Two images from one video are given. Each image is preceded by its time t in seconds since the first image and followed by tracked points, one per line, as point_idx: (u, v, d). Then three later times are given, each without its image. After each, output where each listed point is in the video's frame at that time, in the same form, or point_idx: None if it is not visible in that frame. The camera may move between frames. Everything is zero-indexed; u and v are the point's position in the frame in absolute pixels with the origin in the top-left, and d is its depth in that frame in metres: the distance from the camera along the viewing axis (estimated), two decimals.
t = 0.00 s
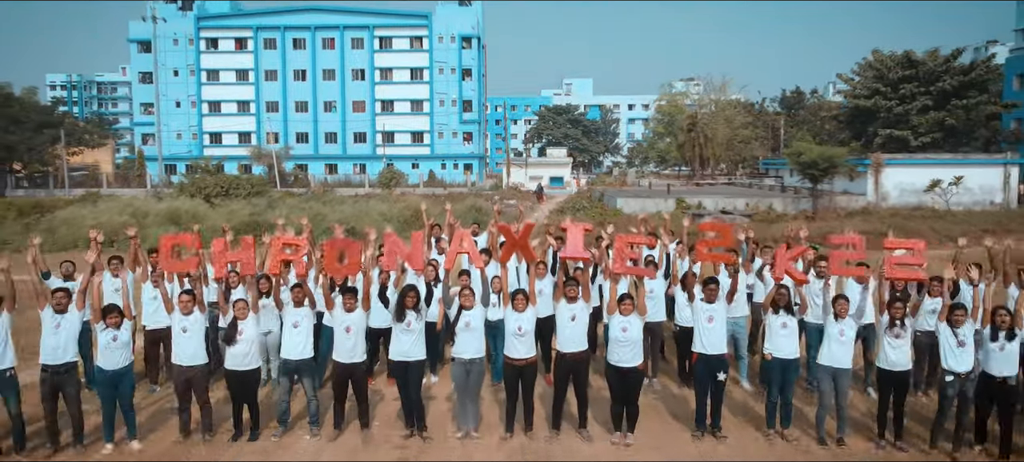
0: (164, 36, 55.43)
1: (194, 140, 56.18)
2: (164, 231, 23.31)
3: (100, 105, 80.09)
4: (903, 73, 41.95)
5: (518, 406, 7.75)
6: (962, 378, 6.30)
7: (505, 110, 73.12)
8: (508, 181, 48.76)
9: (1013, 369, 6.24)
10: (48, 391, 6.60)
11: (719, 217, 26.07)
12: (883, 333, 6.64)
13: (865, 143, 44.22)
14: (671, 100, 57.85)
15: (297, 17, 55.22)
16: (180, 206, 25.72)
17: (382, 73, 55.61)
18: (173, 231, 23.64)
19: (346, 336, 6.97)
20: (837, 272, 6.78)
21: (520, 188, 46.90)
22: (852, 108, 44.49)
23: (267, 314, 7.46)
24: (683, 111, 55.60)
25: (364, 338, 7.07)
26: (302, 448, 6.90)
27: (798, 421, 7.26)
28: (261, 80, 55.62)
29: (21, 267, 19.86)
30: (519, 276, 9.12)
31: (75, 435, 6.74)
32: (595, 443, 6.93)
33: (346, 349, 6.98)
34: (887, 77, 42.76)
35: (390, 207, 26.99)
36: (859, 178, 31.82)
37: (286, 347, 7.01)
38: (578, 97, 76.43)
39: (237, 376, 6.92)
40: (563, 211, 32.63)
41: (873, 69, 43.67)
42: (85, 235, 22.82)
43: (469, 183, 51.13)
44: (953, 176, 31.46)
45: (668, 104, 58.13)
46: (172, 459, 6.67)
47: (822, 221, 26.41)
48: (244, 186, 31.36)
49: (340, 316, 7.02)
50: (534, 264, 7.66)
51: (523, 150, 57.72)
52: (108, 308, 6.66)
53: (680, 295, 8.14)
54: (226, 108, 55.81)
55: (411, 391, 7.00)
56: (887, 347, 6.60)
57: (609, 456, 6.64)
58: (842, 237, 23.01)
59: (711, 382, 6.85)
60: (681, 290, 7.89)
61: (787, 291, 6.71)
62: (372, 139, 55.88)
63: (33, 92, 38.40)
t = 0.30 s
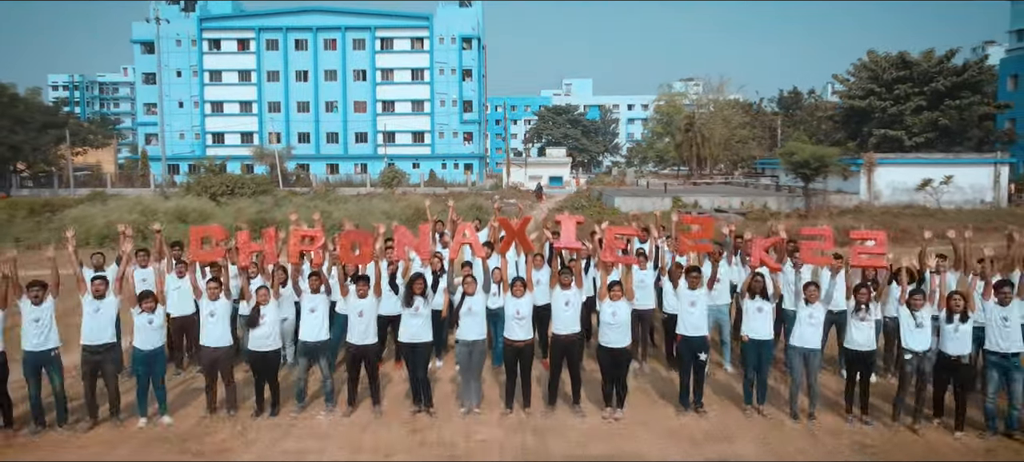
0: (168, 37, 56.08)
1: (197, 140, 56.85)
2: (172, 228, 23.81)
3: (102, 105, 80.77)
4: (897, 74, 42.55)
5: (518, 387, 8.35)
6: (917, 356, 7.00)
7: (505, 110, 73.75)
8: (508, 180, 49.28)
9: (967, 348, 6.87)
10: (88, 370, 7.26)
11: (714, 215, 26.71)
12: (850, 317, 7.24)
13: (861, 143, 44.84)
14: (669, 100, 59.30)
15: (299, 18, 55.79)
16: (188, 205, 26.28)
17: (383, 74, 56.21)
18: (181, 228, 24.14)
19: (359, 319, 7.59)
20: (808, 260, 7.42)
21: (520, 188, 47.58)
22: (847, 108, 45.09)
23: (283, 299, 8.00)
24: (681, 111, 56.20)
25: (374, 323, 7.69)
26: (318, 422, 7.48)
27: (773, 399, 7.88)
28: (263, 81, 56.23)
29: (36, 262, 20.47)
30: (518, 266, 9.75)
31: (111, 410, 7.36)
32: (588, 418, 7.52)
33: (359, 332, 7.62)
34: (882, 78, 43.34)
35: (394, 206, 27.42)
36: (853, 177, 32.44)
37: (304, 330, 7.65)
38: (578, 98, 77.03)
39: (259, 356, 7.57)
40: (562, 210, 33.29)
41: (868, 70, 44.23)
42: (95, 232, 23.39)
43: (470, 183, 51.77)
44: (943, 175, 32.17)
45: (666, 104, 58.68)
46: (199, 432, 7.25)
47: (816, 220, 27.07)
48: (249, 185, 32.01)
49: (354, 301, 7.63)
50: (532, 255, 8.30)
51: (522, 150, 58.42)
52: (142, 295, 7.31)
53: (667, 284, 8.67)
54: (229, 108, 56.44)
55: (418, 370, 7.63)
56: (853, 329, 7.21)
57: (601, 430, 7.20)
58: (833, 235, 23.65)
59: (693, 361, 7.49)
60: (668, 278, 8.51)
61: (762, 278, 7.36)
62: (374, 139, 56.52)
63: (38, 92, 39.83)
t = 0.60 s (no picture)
0: (171, 38, 56.70)
1: (200, 140, 57.51)
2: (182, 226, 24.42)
3: (103, 105, 81.53)
4: (891, 75, 43.14)
5: (516, 369, 9.00)
6: (882, 338, 7.63)
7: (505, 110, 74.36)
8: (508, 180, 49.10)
9: (927, 331, 7.53)
10: (121, 352, 7.89)
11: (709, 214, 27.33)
12: (822, 303, 7.84)
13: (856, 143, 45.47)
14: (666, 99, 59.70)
15: (300, 19, 56.38)
16: (196, 204, 26.88)
17: (384, 75, 56.83)
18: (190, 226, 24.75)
19: (370, 305, 8.24)
20: (782, 251, 8.11)
21: (519, 187, 48.21)
22: (842, 109, 45.71)
23: (300, 287, 8.63)
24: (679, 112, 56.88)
25: (384, 309, 8.34)
26: (333, 399, 8.14)
27: (752, 380, 8.52)
28: (265, 81, 56.84)
29: (49, 259, 21.09)
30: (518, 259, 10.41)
31: (143, 388, 8.01)
32: (581, 396, 8.17)
33: (370, 317, 8.26)
34: (876, 79, 43.97)
35: (396, 205, 27.91)
36: (846, 176, 33.07)
37: (320, 315, 8.31)
38: (577, 98, 77.63)
39: (278, 339, 8.21)
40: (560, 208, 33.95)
41: (863, 71, 44.84)
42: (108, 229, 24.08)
43: (470, 183, 52.38)
44: (934, 174, 32.81)
45: (665, 105, 59.18)
46: (225, 407, 7.89)
47: (810, 219, 27.68)
48: (254, 184, 32.65)
49: (366, 289, 8.27)
50: (530, 247, 9.00)
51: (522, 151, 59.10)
52: (173, 282, 7.95)
53: (655, 274, 9.23)
54: (231, 108, 57.07)
55: (425, 352, 8.28)
56: (825, 314, 7.83)
57: (592, 405, 7.86)
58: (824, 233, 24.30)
59: (678, 344, 8.15)
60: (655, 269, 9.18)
61: (741, 267, 8.04)
62: (375, 139, 57.16)
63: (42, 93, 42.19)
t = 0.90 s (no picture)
0: (174, 39, 57.28)
1: (203, 140, 58.14)
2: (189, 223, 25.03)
3: (105, 105, 82.28)
4: (885, 76, 43.79)
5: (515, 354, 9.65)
6: (850, 321, 8.36)
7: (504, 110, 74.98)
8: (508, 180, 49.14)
9: (894, 315, 8.17)
10: (151, 335, 8.55)
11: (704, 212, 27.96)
12: (797, 291, 8.48)
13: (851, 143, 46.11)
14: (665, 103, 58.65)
15: (302, 20, 57.00)
16: (203, 202, 27.49)
17: (385, 75, 57.45)
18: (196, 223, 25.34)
19: (381, 292, 8.89)
20: (759, 244, 8.81)
21: (519, 186, 48.84)
22: (838, 109, 46.36)
23: (316, 277, 9.29)
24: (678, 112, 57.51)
25: (393, 297, 8.99)
26: (346, 380, 8.80)
27: (734, 363, 9.18)
28: (268, 82, 57.47)
29: (61, 255, 21.68)
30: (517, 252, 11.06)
31: (170, 370, 8.65)
32: (575, 377, 8.83)
33: (380, 304, 8.92)
34: (870, 80, 44.61)
35: (398, 203, 28.48)
36: (839, 175, 33.68)
37: (333, 303, 8.97)
38: (577, 98, 78.28)
39: (295, 325, 8.88)
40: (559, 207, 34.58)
41: (857, 72, 45.51)
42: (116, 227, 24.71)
43: (471, 182, 52.98)
44: (926, 173, 33.45)
45: (664, 105, 59.43)
46: (247, 387, 8.54)
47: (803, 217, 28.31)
48: (258, 183, 33.30)
49: (376, 278, 8.92)
50: (529, 240, 9.70)
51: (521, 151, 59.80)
52: (199, 271, 8.60)
53: (646, 266, 9.84)
54: (233, 109, 57.70)
55: (431, 337, 8.95)
56: (800, 301, 8.46)
57: (585, 385, 8.52)
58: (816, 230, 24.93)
59: (664, 329, 8.82)
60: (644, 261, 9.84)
61: (723, 258, 8.71)
62: (376, 139, 57.80)
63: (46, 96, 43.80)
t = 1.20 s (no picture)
0: (177, 40, 57.90)
1: (205, 140, 58.80)
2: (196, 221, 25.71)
3: (107, 105, 82.95)
4: (880, 77, 44.43)
5: (514, 339, 10.32)
6: (823, 307, 9.06)
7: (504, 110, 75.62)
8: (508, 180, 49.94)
9: (864, 302, 8.85)
10: (177, 321, 9.24)
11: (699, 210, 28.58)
12: (776, 279, 9.14)
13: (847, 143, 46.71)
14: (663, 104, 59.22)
15: (304, 21, 57.63)
16: (209, 201, 28.14)
17: (386, 76, 58.09)
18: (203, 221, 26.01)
19: (389, 282, 9.55)
20: (740, 236, 9.50)
21: (519, 186, 49.49)
22: (833, 109, 46.97)
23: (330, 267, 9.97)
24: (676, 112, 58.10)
25: (401, 286, 9.66)
26: (358, 363, 9.49)
27: (718, 348, 9.86)
28: (270, 82, 58.10)
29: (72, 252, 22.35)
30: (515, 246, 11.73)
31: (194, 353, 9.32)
32: (570, 360, 9.51)
33: (388, 293, 9.59)
34: (865, 80, 45.23)
35: (400, 202, 29.12)
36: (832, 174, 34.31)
37: (345, 292, 9.64)
38: (576, 98, 78.89)
39: (310, 311, 9.56)
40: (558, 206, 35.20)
41: (852, 73, 46.13)
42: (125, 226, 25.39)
43: (471, 182, 53.61)
44: (917, 172, 34.11)
45: (662, 105, 60.01)
46: (266, 369, 9.23)
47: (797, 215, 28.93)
48: (262, 182, 34.00)
49: (385, 269, 9.59)
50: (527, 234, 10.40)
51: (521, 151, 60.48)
52: (221, 262, 9.28)
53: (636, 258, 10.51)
54: (236, 109, 58.38)
55: (436, 323, 9.63)
56: (778, 289, 9.12)
57: (579, 367, 9.20)
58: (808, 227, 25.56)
59: (652, 315, 9.49)
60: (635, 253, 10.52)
61: (707, 249, 9.40)
62: (377, 139, 58.44)
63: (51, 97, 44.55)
